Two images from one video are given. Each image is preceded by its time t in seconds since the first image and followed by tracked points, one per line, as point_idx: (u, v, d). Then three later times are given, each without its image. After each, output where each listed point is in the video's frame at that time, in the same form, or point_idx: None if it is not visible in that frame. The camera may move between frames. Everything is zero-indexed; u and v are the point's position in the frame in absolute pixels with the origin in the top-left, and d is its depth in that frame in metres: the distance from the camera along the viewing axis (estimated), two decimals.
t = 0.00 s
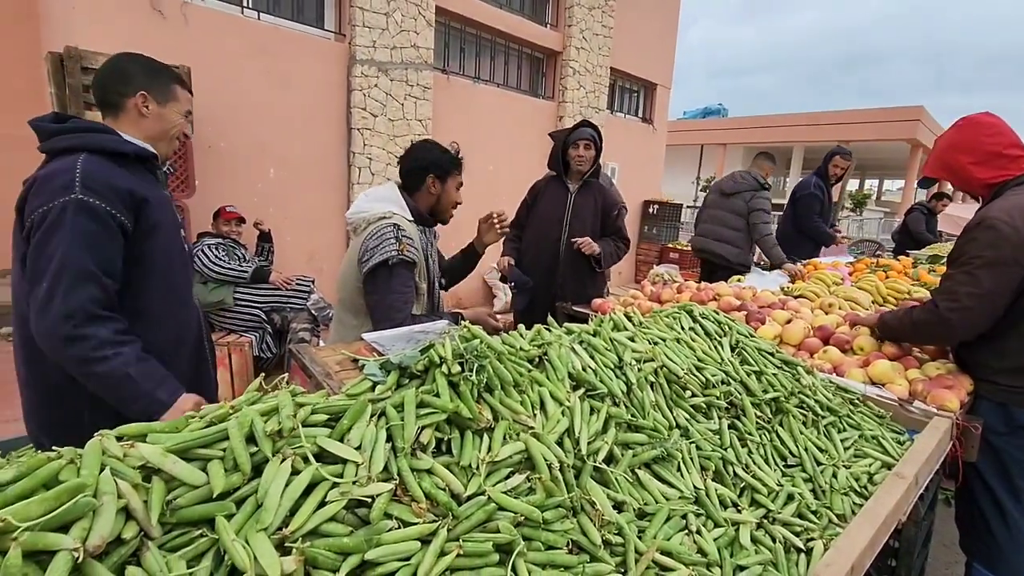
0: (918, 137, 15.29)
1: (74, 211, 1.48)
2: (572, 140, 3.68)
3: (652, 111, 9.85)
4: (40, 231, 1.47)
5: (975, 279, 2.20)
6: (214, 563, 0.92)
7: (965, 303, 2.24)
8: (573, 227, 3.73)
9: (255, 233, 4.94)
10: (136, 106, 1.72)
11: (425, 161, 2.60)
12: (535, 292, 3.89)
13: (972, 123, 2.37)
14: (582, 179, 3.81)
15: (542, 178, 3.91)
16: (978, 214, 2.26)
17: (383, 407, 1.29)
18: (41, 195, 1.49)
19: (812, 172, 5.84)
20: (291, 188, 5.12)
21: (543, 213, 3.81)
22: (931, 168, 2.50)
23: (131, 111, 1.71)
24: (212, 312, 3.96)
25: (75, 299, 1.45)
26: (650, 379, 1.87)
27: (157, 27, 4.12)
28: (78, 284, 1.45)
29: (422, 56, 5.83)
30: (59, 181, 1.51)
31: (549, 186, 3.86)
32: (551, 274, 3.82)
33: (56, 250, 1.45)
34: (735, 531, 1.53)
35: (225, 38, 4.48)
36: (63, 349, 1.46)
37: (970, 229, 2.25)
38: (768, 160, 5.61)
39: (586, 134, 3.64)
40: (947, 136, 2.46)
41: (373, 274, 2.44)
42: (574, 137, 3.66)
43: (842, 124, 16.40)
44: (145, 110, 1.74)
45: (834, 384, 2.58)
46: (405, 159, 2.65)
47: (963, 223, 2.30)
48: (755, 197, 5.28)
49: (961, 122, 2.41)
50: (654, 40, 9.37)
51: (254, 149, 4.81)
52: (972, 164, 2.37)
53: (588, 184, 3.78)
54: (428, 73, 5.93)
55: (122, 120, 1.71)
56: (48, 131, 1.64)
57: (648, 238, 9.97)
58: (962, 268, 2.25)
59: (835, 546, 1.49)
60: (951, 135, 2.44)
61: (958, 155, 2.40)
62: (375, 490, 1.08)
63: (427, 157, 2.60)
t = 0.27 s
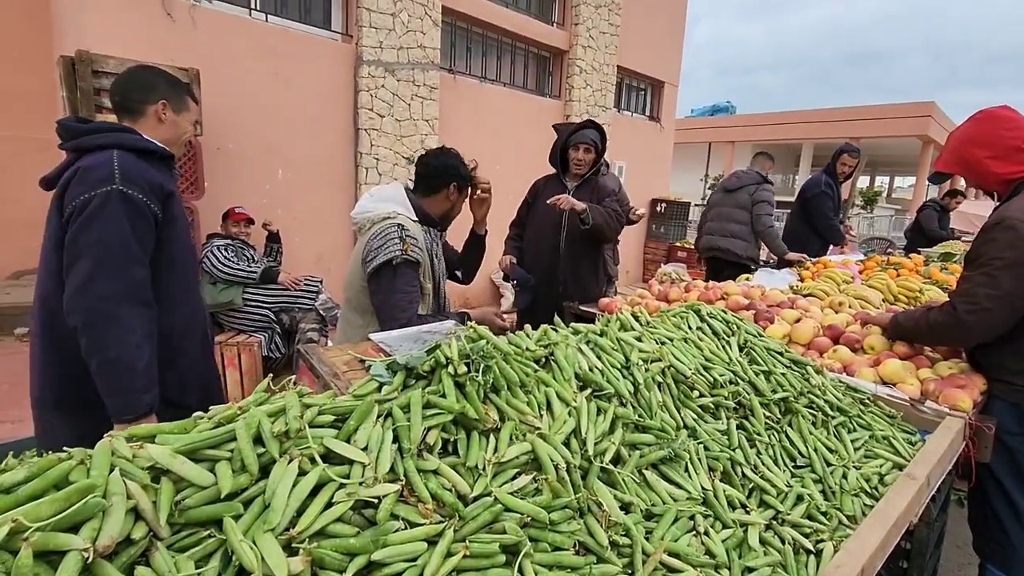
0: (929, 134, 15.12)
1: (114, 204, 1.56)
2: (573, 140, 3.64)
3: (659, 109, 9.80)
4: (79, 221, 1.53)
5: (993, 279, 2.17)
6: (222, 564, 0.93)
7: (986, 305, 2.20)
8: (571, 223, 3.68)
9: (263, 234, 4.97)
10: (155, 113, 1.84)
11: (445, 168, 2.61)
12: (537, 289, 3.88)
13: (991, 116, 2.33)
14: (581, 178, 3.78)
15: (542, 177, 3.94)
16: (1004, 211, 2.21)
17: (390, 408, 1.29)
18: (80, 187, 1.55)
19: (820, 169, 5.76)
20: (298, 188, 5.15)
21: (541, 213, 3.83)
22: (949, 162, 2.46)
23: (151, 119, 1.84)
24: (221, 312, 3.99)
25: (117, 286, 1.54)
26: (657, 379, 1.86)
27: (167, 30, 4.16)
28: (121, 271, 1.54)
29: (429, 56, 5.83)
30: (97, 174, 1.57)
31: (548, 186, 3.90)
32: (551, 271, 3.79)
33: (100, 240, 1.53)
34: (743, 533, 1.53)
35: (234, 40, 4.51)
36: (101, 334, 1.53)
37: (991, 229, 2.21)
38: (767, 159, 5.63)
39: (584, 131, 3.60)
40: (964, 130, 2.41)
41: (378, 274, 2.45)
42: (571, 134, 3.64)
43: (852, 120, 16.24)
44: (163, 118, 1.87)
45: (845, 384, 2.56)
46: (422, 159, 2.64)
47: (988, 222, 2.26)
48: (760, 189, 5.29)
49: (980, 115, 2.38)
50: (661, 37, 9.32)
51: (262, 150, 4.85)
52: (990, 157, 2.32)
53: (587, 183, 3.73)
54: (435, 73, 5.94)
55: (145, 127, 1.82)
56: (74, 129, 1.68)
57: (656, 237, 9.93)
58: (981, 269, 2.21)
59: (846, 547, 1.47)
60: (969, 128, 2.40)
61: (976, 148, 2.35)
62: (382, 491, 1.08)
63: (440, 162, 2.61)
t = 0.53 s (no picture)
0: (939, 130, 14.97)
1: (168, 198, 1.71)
2: (564, 138, 3.63)
3: (665, 108, 9.77)
4: (140, 214, 1.67)
5: (1005, 278, 2.14)
6: (228, 561, 0.93)
7: (996, 308, 2.18)
8: (567, 221, 3.69)
9: (270, 234, 5.00)
10: (180, 122, 1.92)
11: (451, 169, 2.60)
12: (535, 287, 3.87)
13: (994, 113, 2.31)
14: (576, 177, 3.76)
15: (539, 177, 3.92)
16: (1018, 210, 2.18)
17: (394, 407, 1.29)
18: (136, 184, 1.69)
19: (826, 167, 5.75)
20: (304, 189, 5.18)
21: (539, 212, 3.84)
22: (952, 161, 2.43)
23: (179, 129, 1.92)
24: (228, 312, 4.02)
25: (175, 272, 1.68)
26: (662, 378, 1.85)
27: (173, 33, 4.19)
28: (180, 258, 1.70)
29: (433, 56, 5.84)
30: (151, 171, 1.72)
31: (545, 185, 3.88)
32: (549, 270, 3.78)
33: (162, 230, 1.68)
34: (749, 532, 1.52)
35: (240, 41, 4.54)
36: (164, 316, 1.68)
37: (1002, 227, 2.19)
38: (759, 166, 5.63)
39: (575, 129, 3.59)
40: (966, 128, 2.39)
41: (383, 274, 2.46)
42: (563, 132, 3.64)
43: (861, 118, 16.11)
44: (188, 127, 1.96)
45: (852, 382, 2.54)
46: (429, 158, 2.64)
47: (999, 220, 2.24)
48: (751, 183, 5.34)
49: (982, 112, 2.36)
50: (666, 35, 9.29)
51: (269, 151, 4.87)
52: (996, 155, 2.29)
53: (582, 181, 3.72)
54: (440, 73, 5.94)
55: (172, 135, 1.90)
56: (118, 132, 1.81)
57: (662, 236, 9.89)
58: (993, 268, 2.19)
59: (853, 547, 1.46)
60: (971, 126, 2.38)
61: (981, 146, 2.33)
62: (386, 489, 1.09)
63: (448, 164, 2.61)
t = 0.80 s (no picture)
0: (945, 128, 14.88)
1: (250, 212, 1.92)
2: (558, 132, 3.64)
3: (669, 107, 9.75)
4: (232, 227, 1.87)
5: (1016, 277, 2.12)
6: (234, 560, 0.94)
7: (1013, 305, 2.15)
8: (564, 219, 3.70)
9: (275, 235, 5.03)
10: (235, 138, 2.10)
11: (457, 169, 2.62)
12: (534, 284, 3.88)
13: (997, 111, 2.30)
14: (572, 172, 3.75)
15: (537, 177, 3.91)
16: None
17: (398, 406, 1.30)
18: (226, 199, 1.87)
19: (831, 165, 5.71)
20: (309, 190, 5.20)
21: (538, 210, 3.84)
22: (956, 159, 2.41)
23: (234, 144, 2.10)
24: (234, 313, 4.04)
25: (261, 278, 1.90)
26: (666, 377, 1.85)
27: (179, 35, 4.22)
28: (267, 266, 1.91)
29: (437, 57, 5.86)
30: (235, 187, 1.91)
31: (543, 185, 3.87)
32: (547, 268, 3.80)
33: (251, 241, 1.88)
34: (754, 532, 1.52)
35: (245, 43, 4.56)
36: (256, 316, 1.91)
37: (1011, 226, 2.18)
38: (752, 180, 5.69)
39: (571, 126, 3.59)
40: (970, 126, 2.38)
41: (388, 274, 2.47)
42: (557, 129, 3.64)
43: (866, 116, 16.02)
44: (239, 143, 2.13)
45: (857, 382, 2.53)
46: (438, 159, 2.65)
47: (1006, 218, 2.22)
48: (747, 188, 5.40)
49: (985, 110, 2.35)
50: (670, 34, 9.27)
51: (274, 152, 4.89)
52: (999, 152, 2.28)
53: (578, 176, 3.72)
54: (443, 74, 5.95)
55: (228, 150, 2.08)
56: (192, 147, 1.97)
57: (666, 235, 9.87)
58: (1004, 268, 2.17)
59: (858, 547, 1.46)
60: (974, 123, 2.37)
61: (985, 143, 2.31)
62: (391, 489, 1.09)
63: (454, 166, 2.62)
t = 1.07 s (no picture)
0: (950, 127, 14.81)
1: (321, 218, 2.19)
2: (561, 132, 3.65)
3: (671, 107, 9.74)
4: (305, 230, 2.14)
5: None
6: (239, 558, 0.94)
7: None
8: (568, 221, 3.71)
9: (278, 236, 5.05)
10: (299, 143, 2.36)
11: (460, 172, 2.63)
12: (539, 285, 3.86)
13: (1015, 105, 2.30)
14: (575, 172, 3.75)
15: (537, 178, 3.90)
16: None
17: (402, 405, 1.30)
18: (303, 206, 2.15)
19: (835, 165, 5.70)
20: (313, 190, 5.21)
21: (541, 211, 3.83)
22: (967, 151, 2.40)
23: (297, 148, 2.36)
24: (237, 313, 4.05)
25: (328, 278, 2.17)
26: (670, 377, 1.85)
27: (182, 36, 4.24)
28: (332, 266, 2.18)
29: (440, 57, 5.86)
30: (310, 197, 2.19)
31: (545, 185, 3.85)
32: (551, 269, 3.81)
33: (320, 242, 2.16)
34: (757, 531, 1.52)
35: (248, 44, 4.58)
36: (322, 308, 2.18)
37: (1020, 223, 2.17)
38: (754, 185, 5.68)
39: (574, 126, 3.61)
40: (985, 119, 2.38)
41: (391, 274, 2.47)
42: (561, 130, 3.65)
43: (870, 115, 15.96)
44: (302, 146, 2.39)
45: (861, 382, 2.53)
46: (438, 162, 2.66)
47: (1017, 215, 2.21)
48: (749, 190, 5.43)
49: (1002, 105, 2.35)
50: (673, 34, 9.26)
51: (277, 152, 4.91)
52: (1011, 145, 2.26)
53: (581, 176, 3.73)
54: (446, 74, 5.95)
55: (295, 154, 2.34)
56: (274, 156, 2.24)
57: (669, 235, 9.86)
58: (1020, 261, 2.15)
59: (862, 546, 1.46)
60: (991, 117, 2.36)
61: (998, 136, 2.30)
62: (395, 488, 1.10)
63: (456, 167, 2.62)
